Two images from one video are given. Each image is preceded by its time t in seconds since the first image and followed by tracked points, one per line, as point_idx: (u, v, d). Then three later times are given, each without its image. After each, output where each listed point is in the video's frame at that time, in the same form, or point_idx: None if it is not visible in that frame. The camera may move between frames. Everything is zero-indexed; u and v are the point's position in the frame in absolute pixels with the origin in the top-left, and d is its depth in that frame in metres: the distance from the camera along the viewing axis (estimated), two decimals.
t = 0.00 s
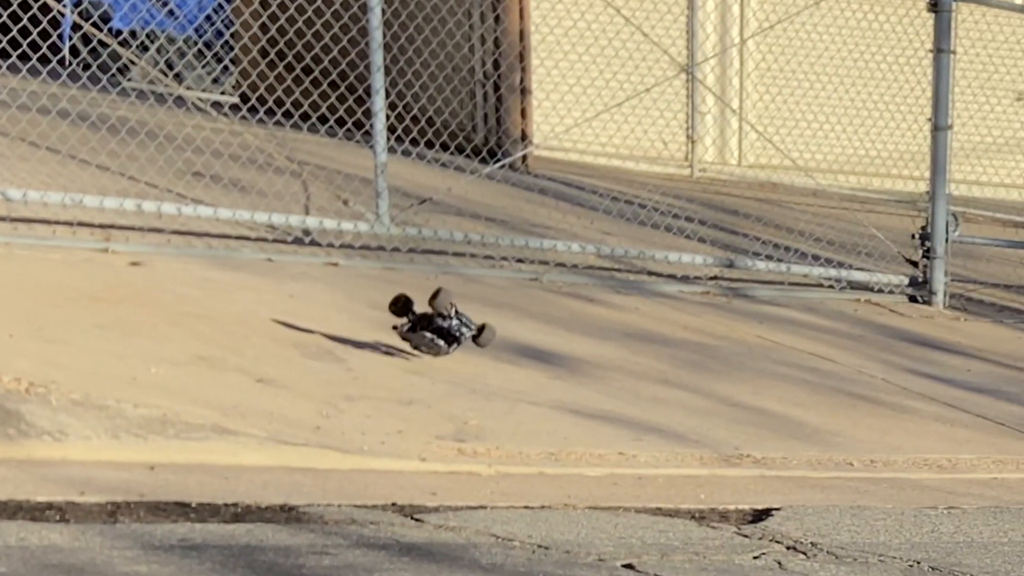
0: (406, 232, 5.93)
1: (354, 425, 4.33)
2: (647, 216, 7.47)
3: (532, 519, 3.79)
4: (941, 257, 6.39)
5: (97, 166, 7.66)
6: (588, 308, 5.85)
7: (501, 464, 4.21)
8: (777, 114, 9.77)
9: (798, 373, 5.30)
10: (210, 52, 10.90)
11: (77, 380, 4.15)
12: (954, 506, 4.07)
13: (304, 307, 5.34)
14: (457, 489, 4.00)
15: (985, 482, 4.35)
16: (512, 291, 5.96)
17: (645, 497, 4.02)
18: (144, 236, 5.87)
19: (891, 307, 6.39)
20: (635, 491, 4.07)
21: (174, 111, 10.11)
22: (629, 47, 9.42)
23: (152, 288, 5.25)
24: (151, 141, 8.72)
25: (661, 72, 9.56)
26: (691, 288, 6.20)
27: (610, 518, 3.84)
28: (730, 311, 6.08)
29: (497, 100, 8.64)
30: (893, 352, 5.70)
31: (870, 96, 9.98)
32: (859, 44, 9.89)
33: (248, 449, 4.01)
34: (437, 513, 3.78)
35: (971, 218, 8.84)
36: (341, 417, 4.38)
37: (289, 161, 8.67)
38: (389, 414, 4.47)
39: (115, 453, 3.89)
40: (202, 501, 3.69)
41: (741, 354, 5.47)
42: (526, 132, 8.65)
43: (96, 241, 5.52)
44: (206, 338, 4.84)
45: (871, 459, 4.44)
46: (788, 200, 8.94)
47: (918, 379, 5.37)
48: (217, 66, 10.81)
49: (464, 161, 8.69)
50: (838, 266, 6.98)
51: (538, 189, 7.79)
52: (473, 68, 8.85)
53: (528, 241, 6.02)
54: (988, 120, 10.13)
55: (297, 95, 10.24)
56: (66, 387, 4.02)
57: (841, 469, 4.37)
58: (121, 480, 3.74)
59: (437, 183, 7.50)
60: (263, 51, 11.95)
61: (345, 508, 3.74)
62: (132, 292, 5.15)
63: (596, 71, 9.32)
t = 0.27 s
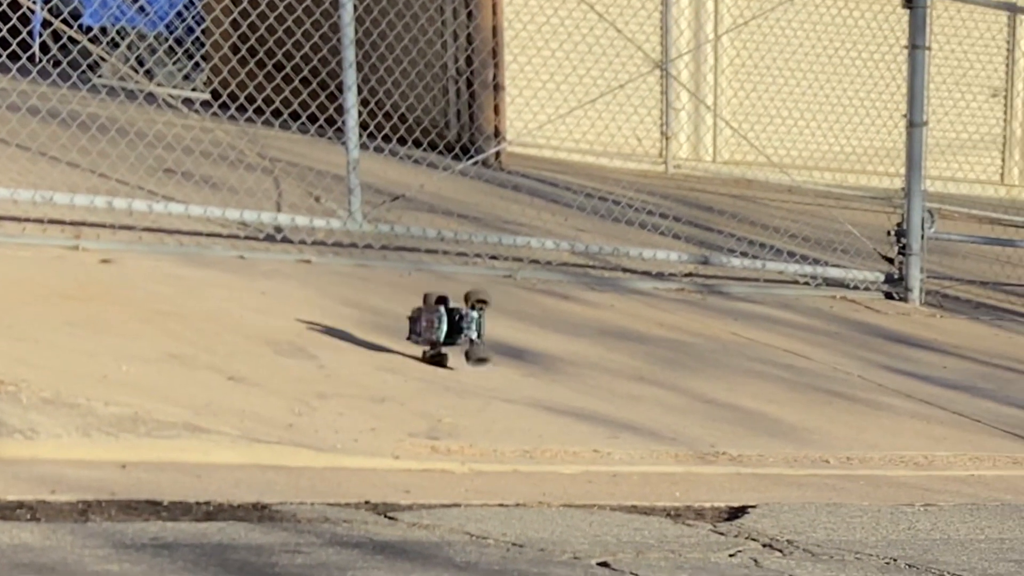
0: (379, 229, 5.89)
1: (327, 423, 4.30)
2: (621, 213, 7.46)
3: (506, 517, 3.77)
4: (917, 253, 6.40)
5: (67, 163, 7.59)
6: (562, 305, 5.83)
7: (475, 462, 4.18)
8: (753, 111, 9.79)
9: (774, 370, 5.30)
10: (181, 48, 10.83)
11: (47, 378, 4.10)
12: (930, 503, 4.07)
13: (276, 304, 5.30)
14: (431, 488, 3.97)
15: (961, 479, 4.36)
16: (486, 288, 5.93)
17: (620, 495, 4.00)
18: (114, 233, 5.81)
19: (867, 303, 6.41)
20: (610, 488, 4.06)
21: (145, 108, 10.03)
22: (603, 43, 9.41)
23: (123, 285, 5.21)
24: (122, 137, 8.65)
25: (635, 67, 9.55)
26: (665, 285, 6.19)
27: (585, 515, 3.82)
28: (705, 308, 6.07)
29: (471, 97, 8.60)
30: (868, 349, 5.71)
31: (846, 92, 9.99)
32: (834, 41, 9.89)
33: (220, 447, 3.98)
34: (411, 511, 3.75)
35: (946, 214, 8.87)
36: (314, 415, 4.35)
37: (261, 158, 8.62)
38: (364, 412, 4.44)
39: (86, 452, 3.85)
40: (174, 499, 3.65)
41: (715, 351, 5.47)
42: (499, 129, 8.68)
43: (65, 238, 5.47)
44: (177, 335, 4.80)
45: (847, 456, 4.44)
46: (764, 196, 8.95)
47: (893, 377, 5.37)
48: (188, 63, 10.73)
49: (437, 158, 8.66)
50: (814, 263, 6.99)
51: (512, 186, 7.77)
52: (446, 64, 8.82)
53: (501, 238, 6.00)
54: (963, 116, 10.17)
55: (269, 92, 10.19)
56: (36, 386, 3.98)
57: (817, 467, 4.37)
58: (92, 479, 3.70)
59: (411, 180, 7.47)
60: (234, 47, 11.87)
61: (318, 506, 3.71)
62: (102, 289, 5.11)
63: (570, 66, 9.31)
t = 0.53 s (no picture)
0: (352, 225, 5.86)
1: (301, 420, 4.27)
2: (596, 209, 7.45)
3: (481, 515, 3.74)
4: (893, 250, 6.41)
5: (38, 160, 7.52)
6: (537, 302, 5.81)
7: (450, 460, 4.16)
8: (732, 107, 9.80)
9: (749, 367, 5.30)
10: (153, 44, 10.75)
11: (19, 376, 4.05)
12: (908, 500, 4.07)
13: (249, 302, 5.26)
14: (406, 485, 3.95)
15: (938, 476, 4.36)
16: (461, 284, 5.91)
17: (596, 492, 3.99)
18: (86, 230, 5.76)
19: (843, 300, 6.42)
20: (586, 486, 4.04)
21: (116, 105, 9.95)
22: (578, 38, 9.40)
23: (94, 281, 5.15)
24: (93, 134, 8.58)
25: (611, 63, 9.54)
26: (640, 281, 6.18)
27: (561, 513, 3.80)
28: (680, 304, 6.07)
29: (444, 94, 8.57)
30: (843, 346, 5.72)
31: (821, 88, 10.00)
32: (816, 37, 9.97)
33: (193, 445, 3.94)
34: (386, 509, 3.73)
35: (922, 210, 8.90)
36: (288, 413, 4.31)
37: (234, 155, 8.57)
38: (337, 409, 4.40)
39: (57, 450, 3.81)
40: (147, 497, 3.62)
41: (691, 348, 5.46)
42: (473, 126, 8.64)
43: (36, 236, 5.41)
44: (149, 333, 4.76)
45: (823, 453, 4.43)
46: (740, 193, 8.96)
47: (869, 373, 5.38)
48: (160, 59, 10.66)
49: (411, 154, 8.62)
50: (789, 259, 6.99)
51: (486, 182, 7.74)
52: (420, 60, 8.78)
53: (476, 235, 5.97)
54: (940, 112, 10.22)
55: (241, 88, 10.12)
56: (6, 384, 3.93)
57: (793, 463, 4.36)
58: (64, 478, 3.66)
59: (385, 176, 7.44)
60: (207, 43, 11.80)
61: (291, 504, 3.68)
62: (73, 285, 5.06)
63: (544, 62, 9.28)
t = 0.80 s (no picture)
0: (326, 222, 5.82)
1: (276, 418, 4.23)
2: (572, 206, 7.43)
3: (458, 513, 3.72)
4: (871, 246, 6.41)
5: (10, 156, 7.45)
6: (514, 299, 5.79)
7: (426, 457, 4.13)
8: (711, 103, 9.80)
9: (727, 363, 5.29)
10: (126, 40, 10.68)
11: None
12: (886, 497, 4.07)
13: (223, 299, 5.23)
14: (382, 483, 3.92)
15: (916, 473, 4.37)
16: (437, 281, 5.88)
17: (573, 490, 3.97)
18: (58, 227, 5.71)
19: (820, 296, 6.42)
20: (563, 483, 4.02)
21: (89, 101, 9.88)
22: (553, 35, 9.38)
23: (67, 278, 5.11)
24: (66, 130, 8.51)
25: (586, 59, 9.53)
26: (617, 278, 6.17)
27: (538, 510, 3.79)
28: (657, 301, 6.06)
29: (419, 90, 8.53)
30: (819, 342, 5.72)
31: (798, 84, 10.00)
32: (795, 32, 9.91)
33: (167, 443, 3.90)
34: (361, 507, 3.70)
35: (900, 206, 8.91)
36: (263, 410, 4.28)
37: (208, 151, 8.51)
38: (312, 407, 4.37)
39: (30, 448, 3.77)
40: (121, 496, 3.58)
41: (668, 345, 5.45)
42: (448, 121, 8.59)
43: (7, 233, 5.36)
44: (123, 330, 4.71)
45: (802, 450, 4.43)
46: (716, 189, 8.98)
47: (847, 370, 5.38)
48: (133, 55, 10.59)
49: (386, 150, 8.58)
50: (766, 255, 6.99)
51: (461, 179, 7.72)
52: (395, 55, 8.73)
53: (452, 231, 5.94)
54: (917, 108, 10.27)
55: (215, 84, 10.06)
56: None
57: (771, 460, 4.36)
58: (36, 477, 3.62)
59: (360, 173, 7.40)
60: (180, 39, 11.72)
61: (266, 502, 3.65)
62: (45, 282, 5.01)
63: (519, 58, 9.26)
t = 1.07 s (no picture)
0: (303, 219, 5.79)
1: (252, 416, 4.20)
2: (550, 202, 7.41)
3: (435, 510, 3.70)
4: (850, 243, 6.42)
5: None
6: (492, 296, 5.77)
7: (402, 455, 4.11)
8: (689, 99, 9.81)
9: (706, 360, 5.29)
10: (100, 36, 10.61)
11: None
12: (866, 494, 4.07)
13: (199, 296, 5.19)
14: (360, 481, 3.90)
15: (895, 469, 4.37)
16: (414, 278, 5.86)
17: (552, 488, 3.96)
18: (32, 224, 5.66)
19: (798, 292, 6.43)
20: (541, 481, 4.01)
21: (63, 98, 9.80)
22: (530, 30, 9.36)
23: (40, 275, 5.06)
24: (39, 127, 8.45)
25: (562, 54, 9.51)
26: (595, 274, 6.16)
27: (516, 508, 3.77)
28: (635, 298, 6.05)
29: (396, 87, 8.50)
30: (798, 339, 5.73)
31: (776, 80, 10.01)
32: (774, 28, 9.87)
33: (142, 440, 3.87)
34: (338, 505, 3.68)
35: (879, 203, 8.92)
36: (239, 408, 4.25)
37: (183, 148, 8.46)
38: (289, 404, 4.35)
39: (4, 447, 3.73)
40: (95, 494, 3.55)
41: (647, 342, 5.45)
42: (424, 118, 8.58)
43: None
44: (97, 327, 4.67)
45: (781, 447, 4.43)
46: (695, 185, 8.98)
47: (826, 366, 5.39)
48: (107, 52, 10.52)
49: (361, 147, 8.55)
50: (744, 252, 7.00)
51: (438, 175, 7.69)
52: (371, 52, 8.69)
53: (429, 228, 5.92)
54: (896, 104, 10.29)
55: (189, 81, 10.00)
56: None
57: (750, 457, 4.36)
58: (10, 476, 3.59)
59: (337, 170, 7.36)
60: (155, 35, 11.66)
61: (243, 500, 3.62)
62: (19, 279, 4.96)
63: (496, 54, 9.24)
